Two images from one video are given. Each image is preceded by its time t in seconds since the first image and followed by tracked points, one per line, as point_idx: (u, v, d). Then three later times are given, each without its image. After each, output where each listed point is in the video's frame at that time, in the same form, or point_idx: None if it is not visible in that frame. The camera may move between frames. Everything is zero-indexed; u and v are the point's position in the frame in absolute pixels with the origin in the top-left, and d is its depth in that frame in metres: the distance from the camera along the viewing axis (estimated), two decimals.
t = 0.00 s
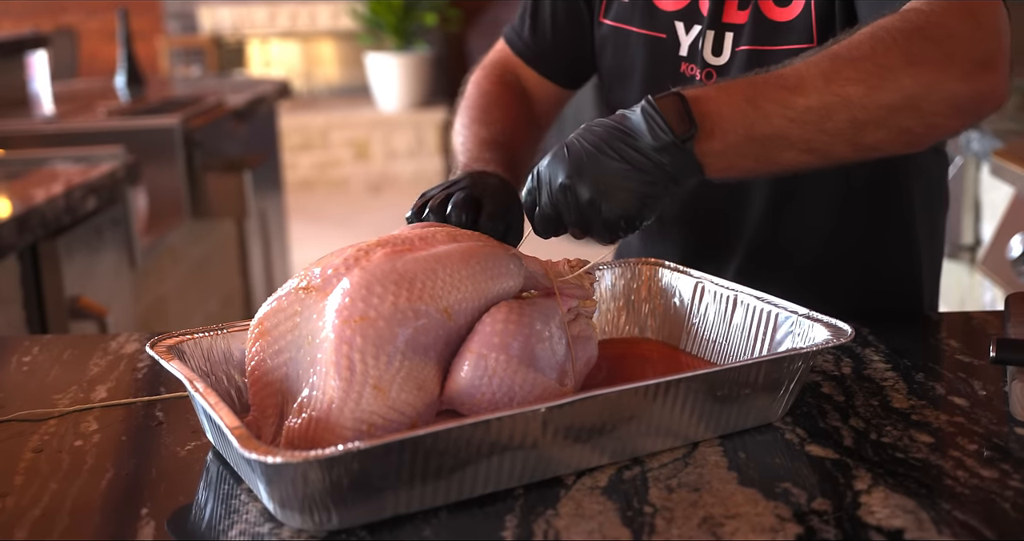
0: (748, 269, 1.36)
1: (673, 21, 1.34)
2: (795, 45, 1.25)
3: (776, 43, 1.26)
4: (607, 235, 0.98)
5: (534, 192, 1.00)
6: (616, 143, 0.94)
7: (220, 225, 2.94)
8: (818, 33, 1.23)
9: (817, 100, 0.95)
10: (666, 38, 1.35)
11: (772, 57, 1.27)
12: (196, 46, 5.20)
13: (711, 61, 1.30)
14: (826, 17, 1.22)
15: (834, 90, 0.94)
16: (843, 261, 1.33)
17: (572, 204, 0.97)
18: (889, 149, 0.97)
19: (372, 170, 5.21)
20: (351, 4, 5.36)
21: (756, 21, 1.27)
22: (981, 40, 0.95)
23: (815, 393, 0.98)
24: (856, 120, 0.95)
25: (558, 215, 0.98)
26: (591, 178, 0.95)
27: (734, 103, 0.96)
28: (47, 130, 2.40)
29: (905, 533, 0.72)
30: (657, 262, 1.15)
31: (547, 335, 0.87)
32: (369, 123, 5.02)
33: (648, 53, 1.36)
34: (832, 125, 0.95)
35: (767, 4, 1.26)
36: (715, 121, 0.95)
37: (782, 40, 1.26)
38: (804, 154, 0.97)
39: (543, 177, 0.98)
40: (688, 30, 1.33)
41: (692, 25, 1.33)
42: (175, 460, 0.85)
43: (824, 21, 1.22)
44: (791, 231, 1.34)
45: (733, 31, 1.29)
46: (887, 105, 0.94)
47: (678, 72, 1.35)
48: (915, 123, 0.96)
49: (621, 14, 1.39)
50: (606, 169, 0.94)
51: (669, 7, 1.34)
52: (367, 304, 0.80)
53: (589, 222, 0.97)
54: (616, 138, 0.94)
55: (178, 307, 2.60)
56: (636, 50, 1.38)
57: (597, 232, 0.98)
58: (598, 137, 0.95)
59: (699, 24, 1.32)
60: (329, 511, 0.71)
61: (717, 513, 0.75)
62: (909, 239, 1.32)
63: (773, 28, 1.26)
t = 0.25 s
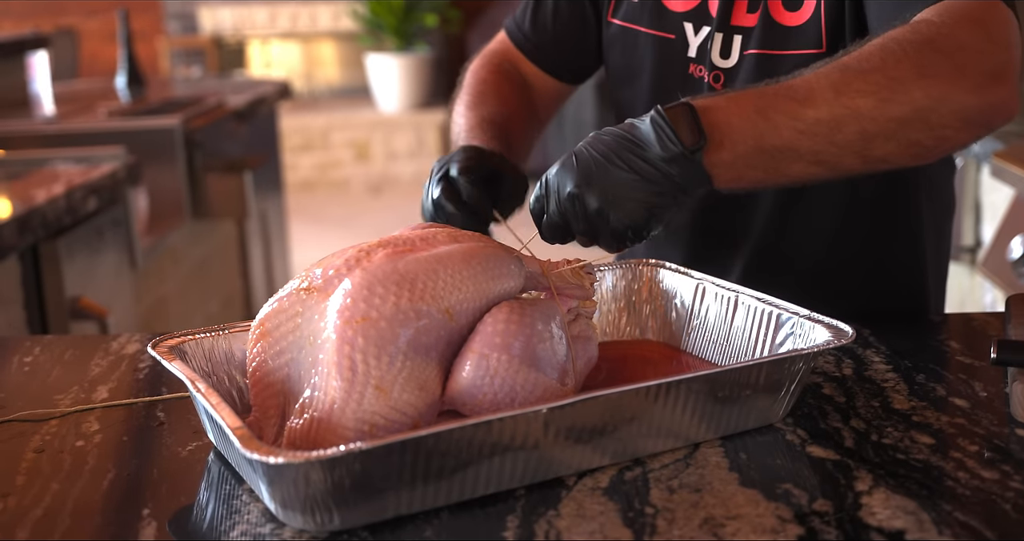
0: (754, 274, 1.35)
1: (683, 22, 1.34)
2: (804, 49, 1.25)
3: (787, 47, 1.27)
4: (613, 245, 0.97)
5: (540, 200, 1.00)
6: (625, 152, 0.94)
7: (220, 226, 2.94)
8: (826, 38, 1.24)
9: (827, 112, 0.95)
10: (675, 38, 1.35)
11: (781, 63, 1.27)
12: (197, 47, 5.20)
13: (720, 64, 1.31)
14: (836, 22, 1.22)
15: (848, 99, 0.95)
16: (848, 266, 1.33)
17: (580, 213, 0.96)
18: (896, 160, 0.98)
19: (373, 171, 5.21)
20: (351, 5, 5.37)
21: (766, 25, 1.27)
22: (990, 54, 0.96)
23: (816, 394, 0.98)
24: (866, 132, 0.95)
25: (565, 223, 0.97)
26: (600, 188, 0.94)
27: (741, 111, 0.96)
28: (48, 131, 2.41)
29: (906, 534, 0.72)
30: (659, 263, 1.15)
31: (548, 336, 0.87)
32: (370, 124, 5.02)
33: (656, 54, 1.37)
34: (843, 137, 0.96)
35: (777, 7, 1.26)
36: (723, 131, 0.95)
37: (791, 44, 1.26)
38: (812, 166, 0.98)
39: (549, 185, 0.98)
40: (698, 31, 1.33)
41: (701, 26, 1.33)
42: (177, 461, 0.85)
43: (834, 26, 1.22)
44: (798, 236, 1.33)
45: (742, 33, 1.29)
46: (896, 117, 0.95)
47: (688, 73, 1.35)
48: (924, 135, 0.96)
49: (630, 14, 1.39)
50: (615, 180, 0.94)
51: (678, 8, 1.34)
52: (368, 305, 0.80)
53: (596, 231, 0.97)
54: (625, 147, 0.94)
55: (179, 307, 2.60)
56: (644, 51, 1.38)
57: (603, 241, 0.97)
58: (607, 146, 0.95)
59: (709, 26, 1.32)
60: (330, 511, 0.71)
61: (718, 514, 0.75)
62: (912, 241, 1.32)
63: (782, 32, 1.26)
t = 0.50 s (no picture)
0: (754, 269, 1.35)
1: (687, 21, 1.34)
2: (806, 50, 1.26)
3: (790, 49, 1.27)
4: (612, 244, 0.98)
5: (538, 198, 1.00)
6: (626, 151, 0.94)
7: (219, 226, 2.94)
8: (829, 40, 1.24)
9: (829, 114, 0.95)
10: (679, 37, 1.35)
11: (784, 64, 1.27)
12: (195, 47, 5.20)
13: (721, 64, 1.31)
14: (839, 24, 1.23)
15: (848, 103, 0.95)
16: (849, 263, 1.33)
17: (580, 211, 0.96)
18: (898, 162, 0.98)
19: (371, 171, 5.21)
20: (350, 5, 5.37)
21: (768, 26, 1.26)
22: (994, 57, 0.96)
23: (815, 394, 0.98)
24: (868, 134, 0.96)
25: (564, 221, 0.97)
26: (600, 186, 0.94)
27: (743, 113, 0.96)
28: (46, 131, 2.40)
29: (904, 533, 0.72)
30: (657, 263, 1.15)
31: (546, 336, 0.87)
32: (369, 124, 5.02)
33: (660, 52, 1.37)
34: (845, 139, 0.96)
35: (780, 8, 1.26)
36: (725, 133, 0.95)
37: (792, 45, 1.26)
38: (812, 166, 0.98)
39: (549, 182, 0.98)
40: (702, 30, 1.33)
41: (705, 25, 1.32)
42: (175, 461, 0.85)
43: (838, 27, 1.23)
44: (800, 231, 1.33)
45: (744, 34, 1.29)
46: (898, 119, 0.95)
47: (690, 72, 1.35)
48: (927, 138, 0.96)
49: (635, 11, 1.39)
50: (615, 178, 0.94)
51: (681, 6, 1.34)
52: (366, 305, 0.80)
53: (595, 229, 0.97)
54: (626, 146, 0.94)
55: (177, 307, 2.60)
56: (647, 49, 1.38)
57: (602, 240, 0.98)
58: (607, 144, 0.95)
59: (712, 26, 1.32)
60: (328, 511, 0.71)
61: (717, 514, 0.75)
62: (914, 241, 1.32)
63: (784, 33, 1.26)
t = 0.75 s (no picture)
0: (755, 264, 1.35)
1: (688, 17, 1.34)
2: (806, 47, 1.26)
3: (792, 46, 1.27)
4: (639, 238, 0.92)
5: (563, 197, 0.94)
6: (646, 136, 0.89)
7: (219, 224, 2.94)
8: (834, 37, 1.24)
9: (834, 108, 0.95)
10: (679, 33, 1.35)
11: (785, 60, 1.27)
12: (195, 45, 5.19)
13: (724, 60, 1.30)
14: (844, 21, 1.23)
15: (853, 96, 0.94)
16: (850, 260, 1.33)
17: (602, 203, 0.91)
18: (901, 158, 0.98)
19: (371, 169, 5.21)
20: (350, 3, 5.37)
21: (771, 24, 1.27)
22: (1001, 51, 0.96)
23: (815, 392, 0.98)
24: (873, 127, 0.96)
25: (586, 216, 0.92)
26: (622, 174, 0.89)
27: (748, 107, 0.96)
28: (46, 129, 2.39)
29: (904, 532, 0.72)
30: (656, 261, 1.15)
31: (544, 334, 0.87)
32: (369, 122, 5.02)
33: (660, 48, 1.36)
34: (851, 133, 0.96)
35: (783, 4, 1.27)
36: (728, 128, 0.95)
37: (795, 42, 1.26)
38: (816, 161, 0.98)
39: (571, 178, 0.93)
40: (702, 26, 1.32)
41: (706, 22, 1.32)
42: (174, 460, 0.85)
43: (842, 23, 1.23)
44: (801, 226, 1.33)
45: (747, 30, 1.29)
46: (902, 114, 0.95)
47: (690, 68, 1.34)
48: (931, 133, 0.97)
49: (635, 6, 1.39)
50: (637, 166, 0.89)
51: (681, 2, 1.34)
52: (366, 303, 0.80)
53: (619, 224, 0.91)
54: (647, 131, 0.89)
55: (177, 306, 2.60)
56: (647, 45, 1.38)
57: (629, 234, 0.92)
58: (628, 133, 0.90)
59: (713, 23, 1.32)
60: (327, 510, 0.71)
61: (716, 513, 0.75)
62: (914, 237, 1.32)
63: (787, 30, 1.27)
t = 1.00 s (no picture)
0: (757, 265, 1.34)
1: (688, 15, 1.34)
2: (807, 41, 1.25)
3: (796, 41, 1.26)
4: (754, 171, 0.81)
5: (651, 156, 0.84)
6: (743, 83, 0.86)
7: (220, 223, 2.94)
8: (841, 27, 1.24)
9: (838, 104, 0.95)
10: (679, 31, 1.35)
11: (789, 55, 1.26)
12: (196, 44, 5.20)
13: (728, 56, 1.30)
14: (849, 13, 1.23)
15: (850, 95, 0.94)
16: (850, 259, 1.33)
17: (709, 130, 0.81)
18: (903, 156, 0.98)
19: (373, 167, 5.21)
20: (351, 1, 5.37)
21: (775, 19, 1.26)
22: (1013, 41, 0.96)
23: (817, 391, 0.98)
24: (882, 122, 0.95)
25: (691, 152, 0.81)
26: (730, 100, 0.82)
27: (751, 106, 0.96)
28: (48, 128, 2.40)
29: (906, 531, 0.72)
30: (657, 260, 1.15)
31: (542, 328, 0.87)
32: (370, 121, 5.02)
33: (661, 46, 1.36)
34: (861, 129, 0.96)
35: None
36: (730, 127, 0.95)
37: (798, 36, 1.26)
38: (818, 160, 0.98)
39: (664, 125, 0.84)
40: (702, 24, 1.32)
41: (706, 19, 1.32)
42: (175, 458, 0.85)
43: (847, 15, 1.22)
44: (800, 224, 1.32)
45: (751, 26, 1.29)
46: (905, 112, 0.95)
47: (690, 66, 1.34)
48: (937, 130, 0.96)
49: (635, 7, 1.39)
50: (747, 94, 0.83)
51: None
52: (369, 299, 0.79)
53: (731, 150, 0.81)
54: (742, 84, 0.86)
55: (178, 304, 2.60)
56: (649, 44, 1.38)
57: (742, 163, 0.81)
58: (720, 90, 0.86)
59: (714, 19, 1.31)
60: (329, 509, 0.71)
61: (718, 512, 0.75)
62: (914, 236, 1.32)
63: (791, 22, 1.25)
